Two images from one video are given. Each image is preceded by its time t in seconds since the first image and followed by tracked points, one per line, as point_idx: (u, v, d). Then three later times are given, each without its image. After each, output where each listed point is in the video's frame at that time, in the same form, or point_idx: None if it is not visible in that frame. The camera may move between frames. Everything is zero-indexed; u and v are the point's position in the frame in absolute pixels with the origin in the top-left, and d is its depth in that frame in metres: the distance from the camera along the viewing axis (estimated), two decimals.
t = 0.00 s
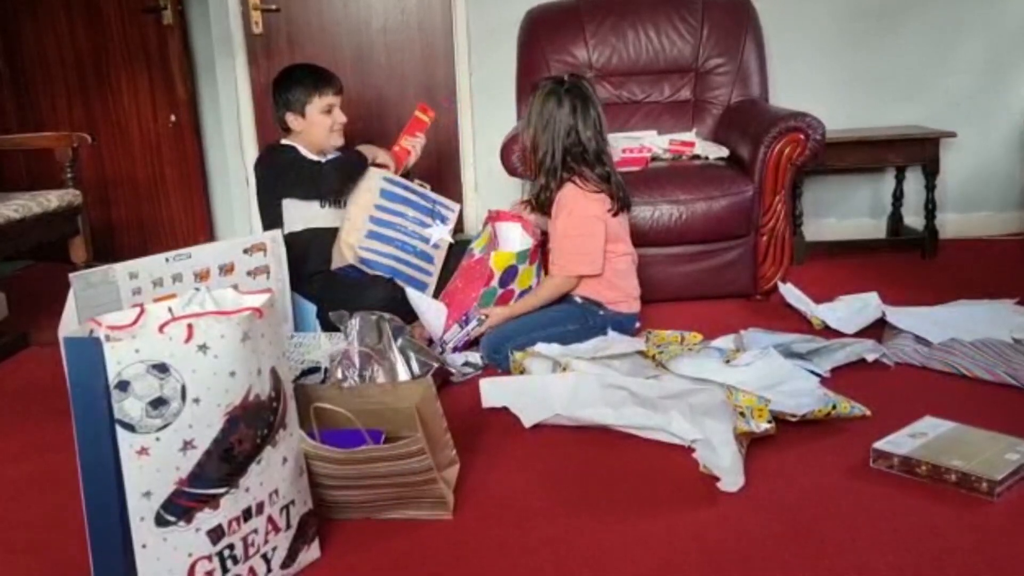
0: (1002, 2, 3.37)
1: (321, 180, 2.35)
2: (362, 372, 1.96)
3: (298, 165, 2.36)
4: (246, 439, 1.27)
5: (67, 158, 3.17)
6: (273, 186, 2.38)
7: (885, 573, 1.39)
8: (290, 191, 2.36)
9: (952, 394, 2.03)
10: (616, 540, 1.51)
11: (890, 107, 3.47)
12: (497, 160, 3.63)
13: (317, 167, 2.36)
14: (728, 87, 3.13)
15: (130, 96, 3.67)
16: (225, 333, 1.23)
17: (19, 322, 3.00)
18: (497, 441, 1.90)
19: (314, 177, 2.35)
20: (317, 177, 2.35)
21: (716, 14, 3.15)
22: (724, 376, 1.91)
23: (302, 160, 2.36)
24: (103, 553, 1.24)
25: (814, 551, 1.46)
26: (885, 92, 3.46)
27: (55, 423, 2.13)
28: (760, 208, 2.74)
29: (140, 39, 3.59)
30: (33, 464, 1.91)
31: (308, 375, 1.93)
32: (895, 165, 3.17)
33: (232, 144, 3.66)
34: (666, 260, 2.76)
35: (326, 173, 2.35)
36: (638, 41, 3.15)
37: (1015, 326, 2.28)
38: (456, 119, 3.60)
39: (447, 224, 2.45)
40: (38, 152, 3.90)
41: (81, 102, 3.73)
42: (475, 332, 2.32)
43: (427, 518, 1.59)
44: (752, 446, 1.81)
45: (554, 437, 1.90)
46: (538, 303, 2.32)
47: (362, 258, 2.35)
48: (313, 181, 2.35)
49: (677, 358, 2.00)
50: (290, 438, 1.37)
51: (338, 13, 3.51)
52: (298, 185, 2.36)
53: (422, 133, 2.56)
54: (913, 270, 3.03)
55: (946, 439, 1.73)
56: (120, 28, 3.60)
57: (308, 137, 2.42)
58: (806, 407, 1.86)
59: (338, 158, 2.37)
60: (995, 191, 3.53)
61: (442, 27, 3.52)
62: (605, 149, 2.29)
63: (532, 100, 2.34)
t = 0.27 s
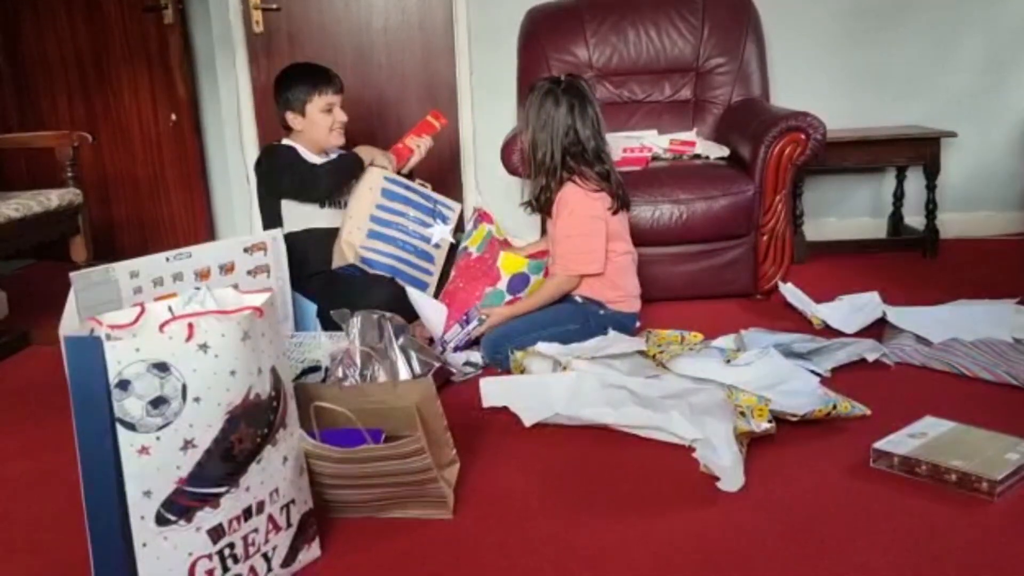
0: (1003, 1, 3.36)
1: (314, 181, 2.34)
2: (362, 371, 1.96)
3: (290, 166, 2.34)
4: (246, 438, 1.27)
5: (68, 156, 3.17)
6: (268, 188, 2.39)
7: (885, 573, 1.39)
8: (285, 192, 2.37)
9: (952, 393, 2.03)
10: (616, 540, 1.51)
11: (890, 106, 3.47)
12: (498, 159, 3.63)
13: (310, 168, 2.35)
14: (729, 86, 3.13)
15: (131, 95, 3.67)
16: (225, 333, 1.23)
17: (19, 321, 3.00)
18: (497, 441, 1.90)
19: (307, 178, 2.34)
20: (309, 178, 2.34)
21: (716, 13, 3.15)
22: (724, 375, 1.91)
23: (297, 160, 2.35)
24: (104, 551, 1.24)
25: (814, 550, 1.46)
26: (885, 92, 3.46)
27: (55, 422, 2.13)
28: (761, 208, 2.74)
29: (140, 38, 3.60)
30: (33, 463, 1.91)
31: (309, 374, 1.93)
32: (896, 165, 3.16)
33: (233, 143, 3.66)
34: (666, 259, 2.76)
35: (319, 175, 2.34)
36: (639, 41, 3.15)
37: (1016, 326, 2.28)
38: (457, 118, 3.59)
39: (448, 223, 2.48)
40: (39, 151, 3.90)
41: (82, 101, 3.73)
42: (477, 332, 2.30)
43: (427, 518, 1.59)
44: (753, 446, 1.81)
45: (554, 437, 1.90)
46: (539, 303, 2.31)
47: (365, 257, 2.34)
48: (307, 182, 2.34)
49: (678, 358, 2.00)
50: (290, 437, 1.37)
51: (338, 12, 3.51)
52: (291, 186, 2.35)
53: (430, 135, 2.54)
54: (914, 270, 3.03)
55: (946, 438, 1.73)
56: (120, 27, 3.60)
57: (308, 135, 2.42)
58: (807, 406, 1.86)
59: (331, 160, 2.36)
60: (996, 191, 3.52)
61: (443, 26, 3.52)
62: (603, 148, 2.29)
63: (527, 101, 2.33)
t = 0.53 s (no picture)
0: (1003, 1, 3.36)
1: (314, 177, 2.34)
2: (362, 371, 1.96)
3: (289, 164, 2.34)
4: (246, 438, 1.27)
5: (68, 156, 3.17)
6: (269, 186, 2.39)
7: (885, 572, 1.39)
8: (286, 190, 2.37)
9: (952, 393, 2.03)
10: (616, 539, 1.51)
11: (891, 106, 3.47)
12: (498, 159, 3.63)
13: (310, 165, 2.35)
14: (729, 86, 3.13)
15: (131, 94, 3.68)
16: (225, 332, 1.23)
17: (19, 321, 3.00)
18: (497, 441, 1.90)
19: (308, 175, 2.34)
20: (310, 174, 2.34)
21: (717, 13, 3.14)
22: (724, 375, 1.92)
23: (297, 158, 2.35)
24: (103, 551, 1.24)
25: (814, 550, 1.46)
26: (885, 91, 3.46)
27: (55, 422, 2.13)
28: (762, 207, 2.74)
29: (141, 38, 3.60)
30: (33, 463, 1.91)
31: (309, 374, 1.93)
32: (897, 164, 3.16)
33: (233, 143, 3.66)
34: (667, 259, 2.76)
35: (319, 171, 2.34)
36: (639, 41, 3.15)
37: (1016, 325, 2.28)
38: (456, 118, 3.59)
39: (450, 223, 2.48)
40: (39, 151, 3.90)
41: (82, 100, 3.73)
42: (477, 331, 2.30)
43: (427, 518, 1.59)
44: (753, 445, 1.81)
45: (554, 437, 1.90)
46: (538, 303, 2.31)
47: (364, 257, 2.35)
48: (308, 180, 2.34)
49: (678, 358, 2.00)
50: (290, 437, 1.37)
51: (339, 12, 3.51)
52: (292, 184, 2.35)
53: (432, 129, 2.55)
54: (914, 270, 3.03)
55: (946, 438, 1.73)
56: (121, 27, 3.60)
57: (308, 135, 2.42)
58: (807, 406, 1.86)
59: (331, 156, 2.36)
60: (996, 191, 3.52)
61: (443, 26, 3.52)
62: (601, 148, 2.29)
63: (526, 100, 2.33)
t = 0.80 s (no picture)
0: None
1: (320, 174, 2.35)
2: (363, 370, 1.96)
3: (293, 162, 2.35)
4: (247, 437, 1.27)
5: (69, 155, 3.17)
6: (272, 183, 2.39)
7: (886, 571, 1.39)
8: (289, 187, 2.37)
9: (954, 391, 2.03)
10: (618, 538, 1.51)
11: (892, 105, 3.47)
12: (499, 158, 3.63)
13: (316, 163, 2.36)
14: (730, 85, 3.13)
15: (132, 93, 3.68)
16: (227, 331, 1.23)
17: (20, 320, 3.00)
18: (498, 439, 1.90)
19: (313, 173, 2.35)
20: (315, 172, 2.35)
21: (718, 12, 3.14)
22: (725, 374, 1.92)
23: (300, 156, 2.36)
24: (105, 550, 1.24)
25: (815, 548, 1.46)
26: (886, 90, 3.46)
27: (57, 421, 2.13)
28: (763, 206, 2.74)
29: (142, 37, 3.60)
30: (34, 462, 1.91)
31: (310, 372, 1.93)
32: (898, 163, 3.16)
33: (235, 142, 3.67)
34: (667, 257, 2.76)
35: (323, 168, 2.35)
36: (640, 39, 3.15)
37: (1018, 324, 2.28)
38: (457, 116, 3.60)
39: (451, 223, 2.47)
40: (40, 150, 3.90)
41: (83, 99, 3.73)
42: (478, 330, 2.30)
43: (428, 516, 1.59)
44: (754, 444, 1.81)
45: (556, 435, 1.90)
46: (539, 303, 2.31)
47: (366, 255, 2.34)
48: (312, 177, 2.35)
49: (679, 356, 2.01)
50: (292, 436, 1.37)
51: (340, 10, 3.51)
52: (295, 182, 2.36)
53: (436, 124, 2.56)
54: (915, 269, 3.03)
55: (947, 437, 1.73)
56: (122, 26, 3.61)
57: (313, 133, 2.42)
58: (808, 404, 1.86)
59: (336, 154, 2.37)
60: (997, 189, 3.52)
61: (444, 24, 3.52)
62: (603, 147, 2.29)
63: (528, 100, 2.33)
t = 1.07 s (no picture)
0: None
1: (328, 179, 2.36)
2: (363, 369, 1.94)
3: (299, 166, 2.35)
4: (249, 435, 1.28)
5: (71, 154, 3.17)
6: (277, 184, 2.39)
7: (887, 570, 1.39)
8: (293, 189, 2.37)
9: (954, 391, 2.03)
10: (618, 537, 1.51)
11: (893, 105, 3.47)
12: (500, 157, 3.63)
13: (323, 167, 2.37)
14: (731, 84, 3.13)
15: (134, 92, 3.68)
16: (228, 330, 1.23)
17: (21, 319, 3.00)
18: (499, 438, 1.90)
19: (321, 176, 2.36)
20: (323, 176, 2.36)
21: (719, 12, 3.14)
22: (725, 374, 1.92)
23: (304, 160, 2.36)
24: (108, 548, 1.25)
25: (815, 548, 1.46)
26: (887, 90, 3.46)
27: (58, 420, 2.13)
28: (763, 206, 2.74)
29: (143, 36, 3.60)
30: (36, 461, 1.91)
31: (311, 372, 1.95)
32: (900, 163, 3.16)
33: (236, 141, 3.67)
34: (667, 257, 2.76)
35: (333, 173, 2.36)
36: (641, 39, 3.15)
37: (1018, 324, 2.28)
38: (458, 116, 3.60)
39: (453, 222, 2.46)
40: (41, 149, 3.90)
41: (85, 98, 3.73)
42: (479, 330, 2.30)
43: (429, 515, 1.59)
44: (755, 444, 1.81)
45: (556, 435, 1.90)
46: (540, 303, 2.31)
47: (367, 255, 2.35)
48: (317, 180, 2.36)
49: (680, 356, 2.01)
50: (293, 434, 1.37)
51: (341, 10, 3.51)
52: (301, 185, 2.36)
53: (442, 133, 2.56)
54: (916, 269, 3.03)
55: (948, 437, 1.73)
56: (123, 25, 3.61)
57: (321, 133, 2.42)
58: (809, 405, 1.86)
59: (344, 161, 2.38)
60: (998, 189, 3.52)
61: (445, 24, 3.52)
62: (604, 146, 2.29)
63: (528, 99, 2.33)
